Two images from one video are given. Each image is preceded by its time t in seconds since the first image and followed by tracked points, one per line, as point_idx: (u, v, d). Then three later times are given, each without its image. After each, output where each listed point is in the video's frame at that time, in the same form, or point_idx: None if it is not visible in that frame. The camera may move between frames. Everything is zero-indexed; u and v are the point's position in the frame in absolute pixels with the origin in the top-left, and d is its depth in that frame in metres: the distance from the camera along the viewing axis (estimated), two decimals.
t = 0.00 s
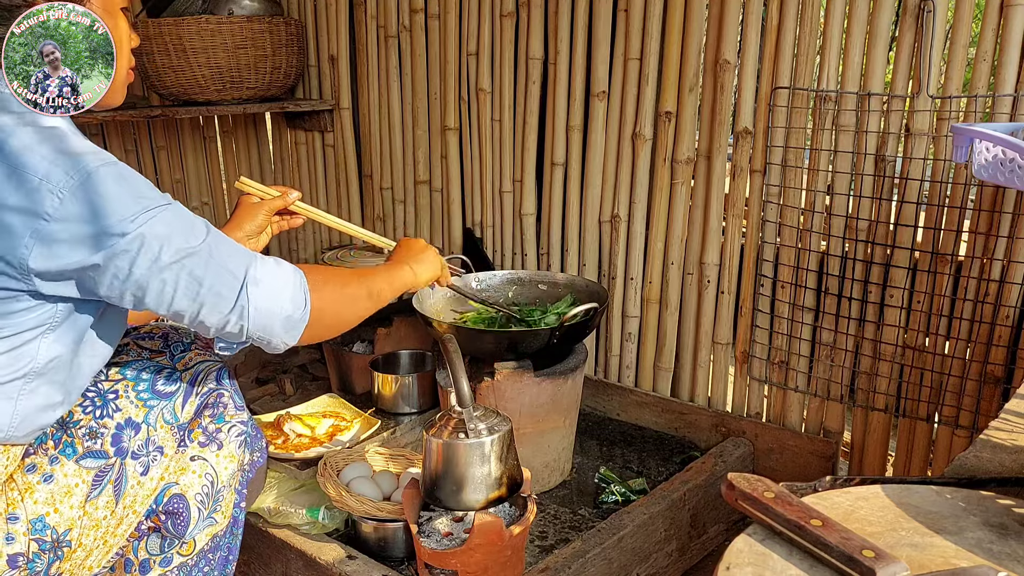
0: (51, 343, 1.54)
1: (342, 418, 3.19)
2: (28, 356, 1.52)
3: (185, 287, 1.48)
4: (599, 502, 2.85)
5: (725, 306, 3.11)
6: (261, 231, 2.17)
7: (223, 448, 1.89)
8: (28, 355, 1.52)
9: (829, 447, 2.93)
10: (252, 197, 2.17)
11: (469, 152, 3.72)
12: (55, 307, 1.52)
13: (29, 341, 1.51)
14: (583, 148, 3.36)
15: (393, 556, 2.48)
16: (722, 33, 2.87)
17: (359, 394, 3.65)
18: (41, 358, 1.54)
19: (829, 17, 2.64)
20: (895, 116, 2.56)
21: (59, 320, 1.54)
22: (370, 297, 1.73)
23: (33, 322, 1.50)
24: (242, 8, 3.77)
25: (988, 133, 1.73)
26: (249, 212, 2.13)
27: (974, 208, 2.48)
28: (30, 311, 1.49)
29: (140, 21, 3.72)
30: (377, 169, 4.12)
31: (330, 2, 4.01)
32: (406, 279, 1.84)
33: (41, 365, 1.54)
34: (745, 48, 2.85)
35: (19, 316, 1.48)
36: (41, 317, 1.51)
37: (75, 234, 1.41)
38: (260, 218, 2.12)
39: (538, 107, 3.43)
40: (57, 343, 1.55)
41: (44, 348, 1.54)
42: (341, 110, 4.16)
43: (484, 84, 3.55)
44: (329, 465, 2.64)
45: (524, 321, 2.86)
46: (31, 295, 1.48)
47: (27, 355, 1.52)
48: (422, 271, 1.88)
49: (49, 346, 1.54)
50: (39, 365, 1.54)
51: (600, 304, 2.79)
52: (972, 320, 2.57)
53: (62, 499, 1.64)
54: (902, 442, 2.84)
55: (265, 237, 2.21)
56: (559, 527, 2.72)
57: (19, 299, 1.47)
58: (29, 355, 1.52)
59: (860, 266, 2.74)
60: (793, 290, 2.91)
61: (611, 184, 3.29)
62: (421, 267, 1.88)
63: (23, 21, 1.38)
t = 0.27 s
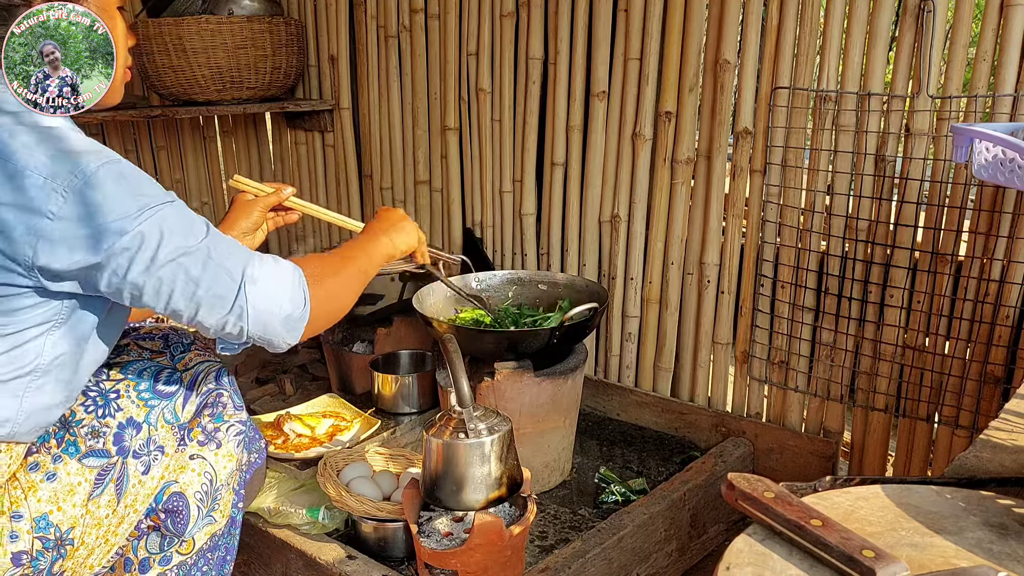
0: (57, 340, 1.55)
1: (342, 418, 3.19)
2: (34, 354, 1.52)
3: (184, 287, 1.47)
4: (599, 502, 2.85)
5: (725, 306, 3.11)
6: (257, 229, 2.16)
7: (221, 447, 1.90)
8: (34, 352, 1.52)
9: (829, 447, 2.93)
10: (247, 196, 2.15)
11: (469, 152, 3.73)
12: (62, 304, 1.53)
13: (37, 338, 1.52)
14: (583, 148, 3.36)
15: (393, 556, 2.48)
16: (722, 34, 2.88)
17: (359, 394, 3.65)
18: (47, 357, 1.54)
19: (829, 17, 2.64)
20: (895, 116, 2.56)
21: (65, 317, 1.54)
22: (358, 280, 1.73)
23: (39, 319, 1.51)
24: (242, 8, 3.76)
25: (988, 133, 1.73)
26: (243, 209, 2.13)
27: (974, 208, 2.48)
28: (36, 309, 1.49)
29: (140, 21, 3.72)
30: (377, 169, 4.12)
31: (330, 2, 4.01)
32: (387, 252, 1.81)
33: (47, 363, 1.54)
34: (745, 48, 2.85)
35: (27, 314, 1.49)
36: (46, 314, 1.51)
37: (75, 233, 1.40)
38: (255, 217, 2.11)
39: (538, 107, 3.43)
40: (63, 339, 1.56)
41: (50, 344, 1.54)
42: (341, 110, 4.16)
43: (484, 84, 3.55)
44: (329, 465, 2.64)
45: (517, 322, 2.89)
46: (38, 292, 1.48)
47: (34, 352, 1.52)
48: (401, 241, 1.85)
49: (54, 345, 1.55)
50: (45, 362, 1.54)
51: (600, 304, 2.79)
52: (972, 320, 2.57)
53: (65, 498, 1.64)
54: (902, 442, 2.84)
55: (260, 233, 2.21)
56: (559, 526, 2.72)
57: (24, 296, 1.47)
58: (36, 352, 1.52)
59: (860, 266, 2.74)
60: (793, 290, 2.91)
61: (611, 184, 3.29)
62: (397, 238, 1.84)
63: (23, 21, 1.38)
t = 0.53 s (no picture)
0: (56, 340, 1.55)
1: (342, 418, 3.19)
2: (34, 354, 1.53)
3: (200, 289, 1.48)
4: (599, 502, 2.85)
5: (725, 306, 3.11)
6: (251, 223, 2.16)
7: (220, 447, 1.90)
8: (34, 352, 1.53)
9: (829, 447, 2.93)
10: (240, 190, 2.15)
11: (469, 152, 3.73)
12: (64, 304, 1.53)
13: (38, 337, 1.52)
14: (583, 148, 3.36)
15: (393, 556, 2.48)
16: (722, 34, 2.88)
17: (359, 394, 3.65)
18: (47, 356, 1.55)
19: (829, 17, 2.64)
20: (895, 116, 2.56)
21: (64, 318, 1.55)
22: (382, 296, 1.69)
23: (39, 320, 1.51)
24: (242, 8, 3.75)
25: (988, 133, 1.73)
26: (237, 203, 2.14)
27: (974, 208, 2.48)
28: (36, 310, 1.49)
29: (140, 21, 3.72)
30: (377, 169, 4.12)
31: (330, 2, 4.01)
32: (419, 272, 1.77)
33: (47, 362, 1.55)
34: (745, 48, 2.85)
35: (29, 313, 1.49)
36: (46, 315, 1.51)
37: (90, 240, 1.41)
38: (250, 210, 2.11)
39: (538, 107, 3.43)
40: (62, 339, 1.56)
41: (50, 344, 1.55)
42: (341, 110, 4.16)
43: (484, 84, 3.55)
44: (329, 465, 2.64)
45: (519, 322, 2.87)
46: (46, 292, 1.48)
47: (33, 352, 1.52)
48: (437, 263, 1.81)
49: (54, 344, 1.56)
50: (45, 361, 1.54)
51: (600, 304, 2.79)
52: (973, 320, 2.57)
53: (65, 497, 1.63)
54: (902, 442, 2.84)
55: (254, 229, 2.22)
56: (559, 526, 2.72)
57: (24, 297, 1.46)
58: (35, 353, 1.53)
59: (860, 266, 2.74)
60: (793, 290, 2.91)
61: (611, 183, 3.29)
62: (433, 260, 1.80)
63: (24, 21, 1.39)
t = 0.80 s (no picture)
0: (56, 341, 1.55)
1: (342, 418, 3.19)
2: (33, 355, 1.52)
3: (199, 288, 1.47)
4: (599, 502, 2.85)
5: (725, 306, 3.11)
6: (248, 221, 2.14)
7: (220, 447, 1.90)
8: (34, 353, 1.52)
9: (829, 447, 2.93)
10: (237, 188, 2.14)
11: (469, 152, 3.72)
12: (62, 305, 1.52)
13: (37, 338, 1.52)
14: (583, 148, 3.36)
15: (393, 556, 2.48)
16: (722, 34, 2.87)
17: (359, 394, 3.65)
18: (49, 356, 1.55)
19: (829, 17, 2.63)
20: (895, 116, 2.56)
21: (65, 321, 1.54)
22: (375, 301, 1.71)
23: (39, 322, 1.50)
24: (242, 8, 3.74)
25: (988, 133, 1.73)
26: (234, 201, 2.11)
27: (974, 208, 2.48)
28: (37, 312, 1.49)
29: (140, 20, 3.72)
30: (377, 169, 4.11)
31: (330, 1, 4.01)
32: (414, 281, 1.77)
33: (46, 363, 1.54)
34: (745, 48, 2.85)
35: (31, 315, 1.48)
36: (46, 317, 1.51)
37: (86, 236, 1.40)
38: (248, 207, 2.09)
39: (538, 107, 3.43)
40: (62, 341, 1.56)
41: (50, 346, 1.54)
42: (341, 110, 4.16)
43: (484, 84, 3.54)
44: (329, 465, 2.64)
45: (523, 322, 2.87)
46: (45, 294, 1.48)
47: (34, 353, 1.52)
48: (433, 272, 1.81)
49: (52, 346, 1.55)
50: (44, 362, 1.54)
51: (600, 304, 2.79)
52: (973, 321, 2.57)
53: (67, 496, 1.63)
54: (902, 442, 2.84)
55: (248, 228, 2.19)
56: (559, 526, 2.72)
57: (25, 300, 1.46)
58: (35, 353, 1.52)
59: (860, 266, 2.74)
60: (793, 290, 2.91)
61: (611, 183, 3.29)
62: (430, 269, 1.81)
63: (23, 21, 1.38)
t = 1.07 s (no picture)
0: (43, 341, 1.49)
1: (342, 418, 3.18)
2: (18, 357, 1.47)
3: (159, 287, 1.37)
4: (599, 502, 2.85)
5: (725, 306, 3.11)
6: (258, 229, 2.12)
7: (218, 446, 1.89)
8: (19, 354, 1.47)
9: (829, 447, 2.93)
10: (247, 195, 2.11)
11: (469, 152, 3.72)
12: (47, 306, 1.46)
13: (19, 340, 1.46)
14: (583, 148, 3.36)
15: (393, 556, 2.48)
16: (722, 34, 2.87)
17: (359, 394, 3.65)
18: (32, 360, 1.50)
19: (829, 17, 2.63)
20: (895, 116, 2.56)
21: (52, 321, 1.49)
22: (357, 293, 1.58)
23: (25, 322, 1.45)
24: (242, 8, 3.74)
25: (988, 133, 1.73)
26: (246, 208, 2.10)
27: (974, 208, 2.48)
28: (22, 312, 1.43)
29: (140, 20, 3.71)
30: (377, 169, 4.11)
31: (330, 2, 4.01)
32: (404, 263, 1.69)
33: (33, 365, 1.50)
34: (745, 48, 2.84)
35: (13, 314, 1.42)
36: (32, 317, 1.45)
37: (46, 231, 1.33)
38: (256, 214, 2.07)
39: (538, 107, 3.43)
40: (48, 342, 1.50)
41: (35, 346, 1.49)
42: (341, 110, 4.16)
43: (484, 84, 3.54)
44: (329, 465, 2.64)
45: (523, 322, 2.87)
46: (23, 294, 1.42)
47: (19, 355, 1.47)
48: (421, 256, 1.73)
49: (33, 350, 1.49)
50: (31, 364, 1.50)
51: (600, 304, 2.79)
52: (973, 321, 2.57)
53: (61, 497, 1.63)
54: (902, 442, 2.84)
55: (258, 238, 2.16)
56: (559, 527, 2.72)
57: (10, 299, 1.41)
58: (21, 355, 1.47)
59: (860, 266, 2.74)
60: (793, 290, 2.91)
61: (611, 183, 3.29)
62: (421, 252, 1.73)
63: (24, 21, 1.35)
